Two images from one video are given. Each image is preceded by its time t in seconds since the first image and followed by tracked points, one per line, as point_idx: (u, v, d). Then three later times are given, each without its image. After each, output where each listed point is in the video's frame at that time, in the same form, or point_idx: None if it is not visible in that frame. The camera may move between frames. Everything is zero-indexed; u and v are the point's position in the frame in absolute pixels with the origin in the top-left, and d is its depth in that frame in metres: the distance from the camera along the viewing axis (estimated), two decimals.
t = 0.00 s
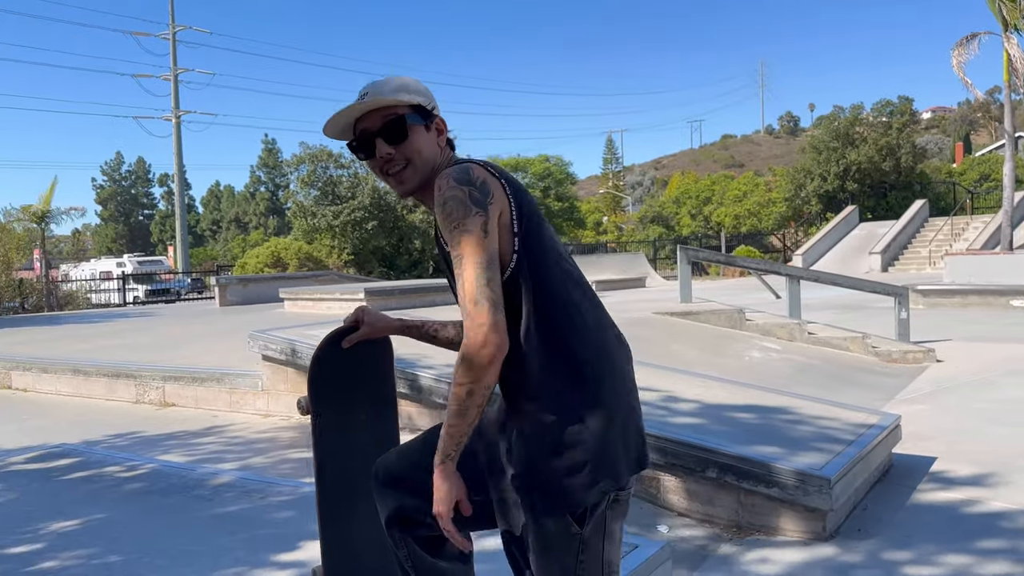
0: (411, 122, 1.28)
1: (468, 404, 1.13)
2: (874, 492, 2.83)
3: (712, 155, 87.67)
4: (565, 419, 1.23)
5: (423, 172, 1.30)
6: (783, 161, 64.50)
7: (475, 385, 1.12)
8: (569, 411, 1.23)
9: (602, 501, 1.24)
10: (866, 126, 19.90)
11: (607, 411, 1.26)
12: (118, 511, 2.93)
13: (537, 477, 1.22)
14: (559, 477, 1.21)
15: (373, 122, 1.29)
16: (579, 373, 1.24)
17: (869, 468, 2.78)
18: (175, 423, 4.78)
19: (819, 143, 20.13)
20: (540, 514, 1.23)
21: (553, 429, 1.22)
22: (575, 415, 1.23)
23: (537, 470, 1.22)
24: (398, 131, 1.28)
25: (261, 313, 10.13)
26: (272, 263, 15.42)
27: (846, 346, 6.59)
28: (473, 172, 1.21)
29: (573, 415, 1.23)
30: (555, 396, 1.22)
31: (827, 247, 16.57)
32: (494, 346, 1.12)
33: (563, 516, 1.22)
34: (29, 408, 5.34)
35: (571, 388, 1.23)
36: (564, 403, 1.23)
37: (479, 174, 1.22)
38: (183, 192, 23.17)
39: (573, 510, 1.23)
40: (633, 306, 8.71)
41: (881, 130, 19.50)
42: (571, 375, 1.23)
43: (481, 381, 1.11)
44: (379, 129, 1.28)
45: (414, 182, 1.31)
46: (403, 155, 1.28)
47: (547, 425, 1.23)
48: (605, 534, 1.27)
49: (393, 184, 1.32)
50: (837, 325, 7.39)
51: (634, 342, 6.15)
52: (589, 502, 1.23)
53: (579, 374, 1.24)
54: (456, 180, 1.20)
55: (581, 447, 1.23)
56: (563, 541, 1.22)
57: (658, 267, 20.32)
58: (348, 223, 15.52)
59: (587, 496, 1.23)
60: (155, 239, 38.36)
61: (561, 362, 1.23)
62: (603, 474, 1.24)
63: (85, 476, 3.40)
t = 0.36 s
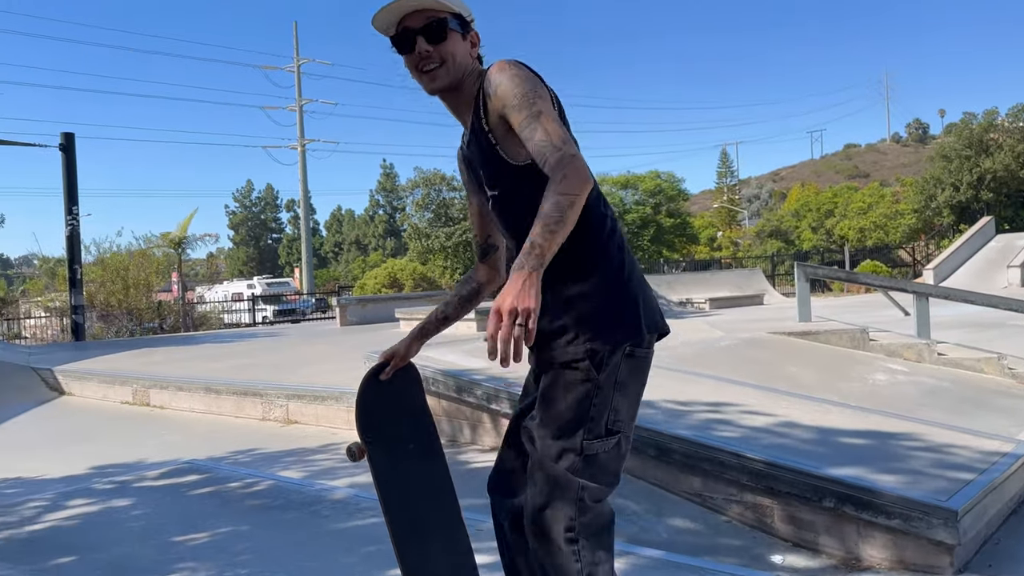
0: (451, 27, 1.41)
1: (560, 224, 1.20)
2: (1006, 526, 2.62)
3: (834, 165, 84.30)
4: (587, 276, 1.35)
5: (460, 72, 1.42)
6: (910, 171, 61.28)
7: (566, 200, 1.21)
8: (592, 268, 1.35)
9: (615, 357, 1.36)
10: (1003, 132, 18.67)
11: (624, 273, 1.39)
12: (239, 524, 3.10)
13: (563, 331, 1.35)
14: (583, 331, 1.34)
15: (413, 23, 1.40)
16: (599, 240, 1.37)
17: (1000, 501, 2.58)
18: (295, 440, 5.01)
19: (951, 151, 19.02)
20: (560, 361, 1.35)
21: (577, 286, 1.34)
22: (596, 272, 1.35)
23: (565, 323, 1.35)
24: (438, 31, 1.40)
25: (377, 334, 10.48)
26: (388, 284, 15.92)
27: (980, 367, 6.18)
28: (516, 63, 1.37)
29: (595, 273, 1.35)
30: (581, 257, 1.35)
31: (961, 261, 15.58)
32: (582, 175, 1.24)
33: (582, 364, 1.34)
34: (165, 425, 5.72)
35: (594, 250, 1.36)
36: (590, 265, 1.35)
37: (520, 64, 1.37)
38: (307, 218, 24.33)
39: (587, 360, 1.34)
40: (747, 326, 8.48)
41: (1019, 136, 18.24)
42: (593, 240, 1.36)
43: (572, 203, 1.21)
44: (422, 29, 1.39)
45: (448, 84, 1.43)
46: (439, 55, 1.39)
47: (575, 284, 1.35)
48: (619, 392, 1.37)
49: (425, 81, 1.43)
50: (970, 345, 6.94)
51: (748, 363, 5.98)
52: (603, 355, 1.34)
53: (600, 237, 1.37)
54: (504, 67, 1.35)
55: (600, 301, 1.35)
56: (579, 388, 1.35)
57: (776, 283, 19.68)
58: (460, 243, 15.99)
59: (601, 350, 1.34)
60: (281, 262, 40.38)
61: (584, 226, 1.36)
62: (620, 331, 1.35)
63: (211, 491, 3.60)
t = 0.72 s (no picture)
0: (540, 26, 1.53)
1: (625, 201, 1.23)
2: None
3: (906, 194, 82.11)
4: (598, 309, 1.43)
5: (537, 74, 1.55)
6: (986, 199, 59.28)
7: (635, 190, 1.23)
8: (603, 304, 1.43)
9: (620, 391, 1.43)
10: None
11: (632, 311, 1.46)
12: (301, 558, 3.18)
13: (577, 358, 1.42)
14: (591, 364, 1.41)
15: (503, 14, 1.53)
16: (617, 277, 1.46)
17: None
18: (358, 474, 5.09)
19: None
20: (565, 390, 1.42)
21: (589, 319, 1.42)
22: (606, 309, 1.43)
23: (575, 352, 1.42)
24: (529, 28, 1.52)
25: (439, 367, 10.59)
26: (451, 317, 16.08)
27: None
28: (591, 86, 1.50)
29: (604, 311, 1.43)
30: (594, 291, 1.44)
31: None
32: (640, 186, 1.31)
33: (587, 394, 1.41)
34: (234, 457, 5.88)
35: (606, 288, 1.44)
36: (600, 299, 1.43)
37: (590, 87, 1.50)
38: (372, 252, 24.82)
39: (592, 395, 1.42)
40: (815, 360, 8.28)
41: None
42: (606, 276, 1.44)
43: (633, 199, 1.25)
44: (514, 20, 1.51)
45: (519, 79, 1.56)
46: (522, 50, 1.52)
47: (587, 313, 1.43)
48: (620, 421, 1.46)
49: (502, 70, 1.56)
50: None
51: (815, 400, 5.84)
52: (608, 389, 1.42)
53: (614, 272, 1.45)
54: (581, 86, 1.47)
55: (610, 335, 1.42)
56: (584, 419, 1.42)
57: (846, 315, 19.20)
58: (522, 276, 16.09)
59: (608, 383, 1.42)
60: (348, 294, 41.21)
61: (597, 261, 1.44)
62: (626, 366, 1.43)
63: (275, 525, 3.69)
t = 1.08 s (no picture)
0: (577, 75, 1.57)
1: (634, 275, 1.28)
2: None
3: (933, 230, 81.29)
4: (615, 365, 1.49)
5: (571, 123, 1.59)
6: (1015, 236, 58.58)
7: (655, 259, 1.30)
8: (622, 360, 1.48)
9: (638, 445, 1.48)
10: None
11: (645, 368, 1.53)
12: None
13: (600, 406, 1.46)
14: (614, 418, 1.45)
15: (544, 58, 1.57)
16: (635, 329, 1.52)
17: None
18: (377, 512, 5.07)
19: None
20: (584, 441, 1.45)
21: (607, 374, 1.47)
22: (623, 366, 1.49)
23: (597, 404, 1.46)
24: (566, 77, 1.56)
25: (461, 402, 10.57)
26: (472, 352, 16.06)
27: None
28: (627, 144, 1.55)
29: (624, 367, 1.48)
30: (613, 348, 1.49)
31: None
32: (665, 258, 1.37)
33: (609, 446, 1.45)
34: (253, 493, 5.89)
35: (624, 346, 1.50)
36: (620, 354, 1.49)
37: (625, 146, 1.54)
38: (395, 285, 24.99)
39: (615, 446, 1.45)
40: (840, 401, 8.15)
41: None
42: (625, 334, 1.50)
43: (652, 270, 1.31)
44: (552, 66, 1.55)
45: (552, 125, 1.59)
46: (558, 98, 1.56)
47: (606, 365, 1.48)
48: (635, 471, 1.49)
49: (537, 114, 1.59)
50: None
51: (839, 443, 5.75)
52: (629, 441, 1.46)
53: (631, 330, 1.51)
54: (616, 143, 1.52)
55: (628, 391, 1.48)
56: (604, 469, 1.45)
57: (873, 354, 18.90)
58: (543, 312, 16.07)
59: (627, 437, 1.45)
60: (371, 327, 41.38)
61: (617, 322, 1.50)
62: (642, 421, 1.48)
63: (292, 564, 3.69)
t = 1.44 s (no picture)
0: (576, 110, 1.54)
1: (660, 298, 1.26)
2: None
3: (932, 261, 81.42)
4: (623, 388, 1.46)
5: (573, 159, 1.56)
6: (1013, 269, 58.62)
7: (676, 278, 1.28)
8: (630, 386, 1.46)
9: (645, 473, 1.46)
10: None
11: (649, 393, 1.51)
12: None
13: (609, 435, 1.42)
14: (623, 448, 1.42)
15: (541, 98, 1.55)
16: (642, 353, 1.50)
17: None
18: (368, 540, 4.99)
19: None
20: (593, 468, 1.42)
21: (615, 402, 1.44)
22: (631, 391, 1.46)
23: (609, 431, 1.43)
24: (565, 111, 1.53)
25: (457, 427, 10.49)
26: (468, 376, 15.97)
27: None
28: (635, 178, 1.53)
29: (631, 395, 1.45)
30: (621, 373, 1.46)
31: None
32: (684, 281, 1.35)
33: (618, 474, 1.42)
34: (244, 517, 5.81)
35: (632, 371, 1.47)
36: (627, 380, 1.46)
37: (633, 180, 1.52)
38: (394, 306, 24.95)
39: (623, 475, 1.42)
40: (839, 432, 8.08)
41: None
42: (632, 358, 1.47)
43: (675, 291, 1.29)
44: (552, 104, 1.52)
45: (551, 163, 1.56)
46: (558, 134, 1.52)
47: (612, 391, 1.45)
48: (641, 497, 1.47)
49: (540, 150, 1.56)
50: None
51: (838, 476, 5.68)
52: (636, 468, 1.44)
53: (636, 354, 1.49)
54: (623, 174, 1.50)
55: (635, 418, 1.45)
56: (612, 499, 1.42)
57: (872, 385, 18.79)
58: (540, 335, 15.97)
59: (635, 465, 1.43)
60: (369, 349, 41.19)
61: (624, 347, 1.47)
62: (648, 448, 1.46)
63: None
